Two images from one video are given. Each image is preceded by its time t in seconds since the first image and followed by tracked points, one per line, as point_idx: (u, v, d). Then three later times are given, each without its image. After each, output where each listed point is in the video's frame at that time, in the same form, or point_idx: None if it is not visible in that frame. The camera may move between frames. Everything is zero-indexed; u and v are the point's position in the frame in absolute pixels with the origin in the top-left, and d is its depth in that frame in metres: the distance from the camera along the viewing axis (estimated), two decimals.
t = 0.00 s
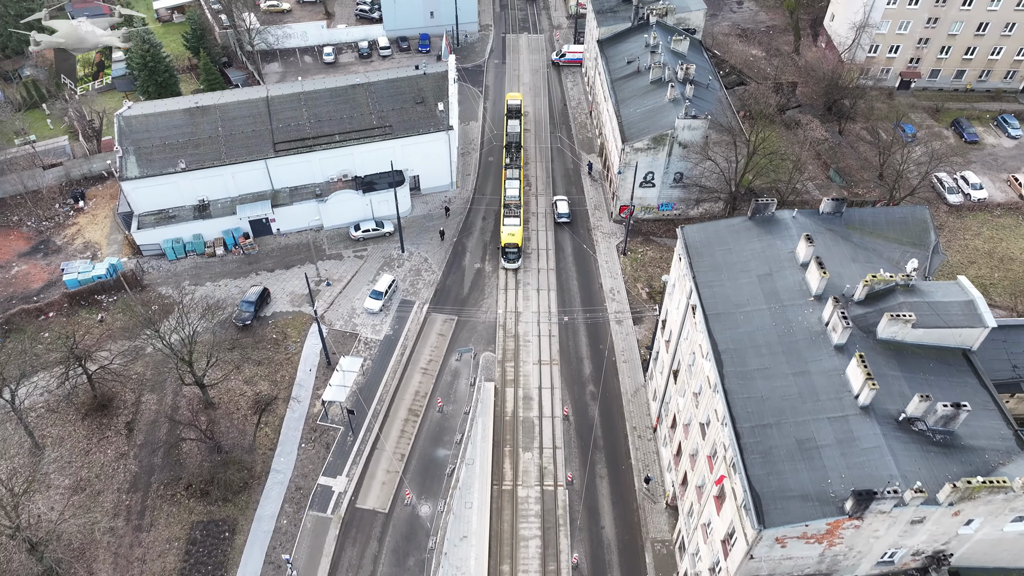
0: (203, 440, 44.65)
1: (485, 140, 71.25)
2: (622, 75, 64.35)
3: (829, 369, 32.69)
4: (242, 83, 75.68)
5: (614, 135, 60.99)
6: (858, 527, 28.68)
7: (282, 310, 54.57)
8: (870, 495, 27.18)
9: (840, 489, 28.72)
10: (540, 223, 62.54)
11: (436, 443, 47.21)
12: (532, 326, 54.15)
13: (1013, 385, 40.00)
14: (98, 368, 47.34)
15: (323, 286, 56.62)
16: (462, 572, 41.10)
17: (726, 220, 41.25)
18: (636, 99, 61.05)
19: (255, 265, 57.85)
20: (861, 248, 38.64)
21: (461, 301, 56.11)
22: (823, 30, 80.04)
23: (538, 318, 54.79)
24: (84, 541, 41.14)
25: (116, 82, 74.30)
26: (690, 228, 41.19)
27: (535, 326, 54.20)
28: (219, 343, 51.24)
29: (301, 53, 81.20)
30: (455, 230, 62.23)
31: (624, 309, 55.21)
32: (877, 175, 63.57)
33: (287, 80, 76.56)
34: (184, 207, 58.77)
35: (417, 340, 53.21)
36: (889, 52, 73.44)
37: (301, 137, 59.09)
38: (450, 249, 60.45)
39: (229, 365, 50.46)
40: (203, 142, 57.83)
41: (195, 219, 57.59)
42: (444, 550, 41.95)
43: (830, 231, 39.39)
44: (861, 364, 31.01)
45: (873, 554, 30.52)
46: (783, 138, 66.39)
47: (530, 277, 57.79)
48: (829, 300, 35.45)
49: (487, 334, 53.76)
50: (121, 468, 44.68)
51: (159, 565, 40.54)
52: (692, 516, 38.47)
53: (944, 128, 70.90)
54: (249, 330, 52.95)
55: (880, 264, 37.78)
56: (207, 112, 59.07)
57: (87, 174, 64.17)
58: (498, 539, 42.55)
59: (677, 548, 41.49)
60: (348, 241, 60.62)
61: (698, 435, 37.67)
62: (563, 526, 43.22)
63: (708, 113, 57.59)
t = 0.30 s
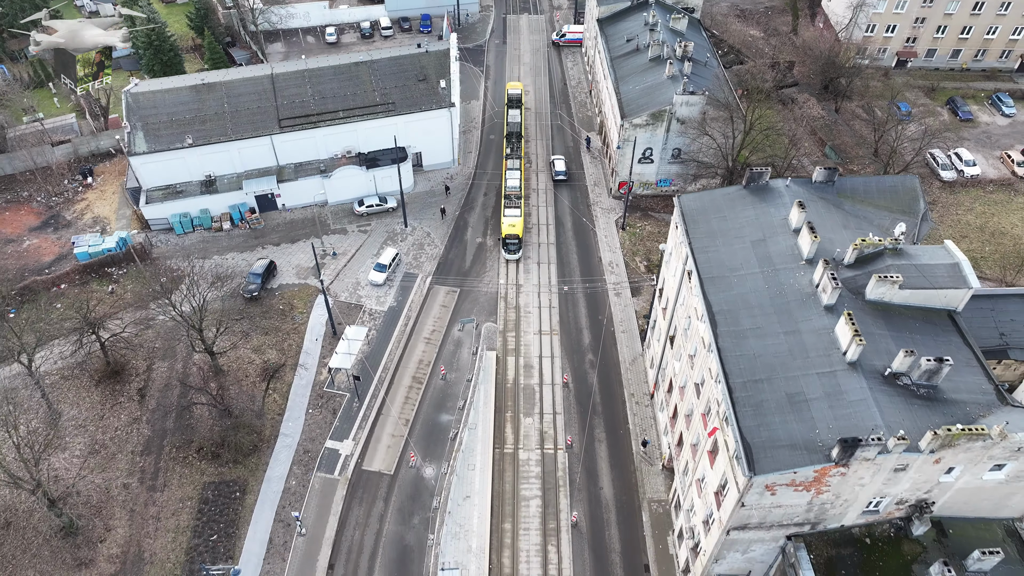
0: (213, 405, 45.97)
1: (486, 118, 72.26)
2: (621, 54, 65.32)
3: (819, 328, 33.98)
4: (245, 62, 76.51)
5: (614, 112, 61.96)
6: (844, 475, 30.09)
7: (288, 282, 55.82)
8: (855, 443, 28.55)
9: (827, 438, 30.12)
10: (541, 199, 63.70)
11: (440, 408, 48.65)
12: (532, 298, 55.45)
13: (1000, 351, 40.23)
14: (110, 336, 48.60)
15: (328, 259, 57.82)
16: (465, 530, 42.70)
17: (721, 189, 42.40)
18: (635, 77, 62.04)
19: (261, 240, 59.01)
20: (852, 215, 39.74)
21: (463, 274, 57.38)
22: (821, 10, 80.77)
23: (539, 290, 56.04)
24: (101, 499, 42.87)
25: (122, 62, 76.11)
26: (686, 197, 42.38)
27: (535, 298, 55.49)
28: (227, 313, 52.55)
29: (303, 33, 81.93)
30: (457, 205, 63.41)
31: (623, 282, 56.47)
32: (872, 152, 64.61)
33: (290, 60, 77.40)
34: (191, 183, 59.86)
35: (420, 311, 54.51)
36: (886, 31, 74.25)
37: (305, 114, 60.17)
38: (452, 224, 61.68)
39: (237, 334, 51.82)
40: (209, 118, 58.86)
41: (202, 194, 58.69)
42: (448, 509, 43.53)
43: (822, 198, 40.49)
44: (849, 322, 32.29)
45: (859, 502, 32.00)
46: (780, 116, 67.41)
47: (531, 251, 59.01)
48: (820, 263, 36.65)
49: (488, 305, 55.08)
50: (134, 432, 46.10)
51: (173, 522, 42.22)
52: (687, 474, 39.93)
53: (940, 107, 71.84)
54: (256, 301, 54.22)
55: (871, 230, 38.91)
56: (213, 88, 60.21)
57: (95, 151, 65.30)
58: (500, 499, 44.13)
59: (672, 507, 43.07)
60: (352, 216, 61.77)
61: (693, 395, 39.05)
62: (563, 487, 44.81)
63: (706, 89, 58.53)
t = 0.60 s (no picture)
0: (222, 370, 47.30)
1: (487, 96, 73.20)
2: (620, 31, 66.25)
3: (809, 288, 35.23)
4: (249, 41, 77.36)
5: (613, 88, 62.91)
6: (832, 425, 31.45)
7: (293, 254, 57.05)
8: (841, 393, 29.88)
9: (815, 390, 31.48)
10: (541, 175, 64.82)
11: (442, 375, 50.04)
12: (533, 270, 56.69)
13: (987, 319, 41.03)
14: (121, 304, 49.84)
15: (332, 233, 58.98)
16: (467, 489, 44.20)
17: (717, 158, 43.51)
18: (633, 54, 62.99)
19: (267, 214, 60.17)
20: (844, 183, 40.90)
21: (465, 247, 58.61)
22: None
23: (539, 263, 57.28)
24: (116, 460, 44.38)
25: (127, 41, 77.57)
26: (682, 167, 43.51)
27: (535, 270, 56.75)
28: (235, 284, 53.81)
29: (305, 13, 82.70)
30: (458, 181, 64.54)
31: (621, 254, 57.71)
32: (867, 128, 65.65)
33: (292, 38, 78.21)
34: (197, 158, 60.90)
35: (423, 282, 55.79)
36: (883, 11, 75.09)
37: (309, 90, 61.18)
38: (454, 199, 62.83)
39: (244, 304, 53.10)
40: (214, 94, 59.81)
41: (208, 169, 59.77)
42: (451, 469, 45.01)
43: (815, 167, 41.64)
44: (838, 281, 33.49)
45: (846, 454, 33.41)
46: (777, 94, 68.42)
47: (531, 225, 60.15)
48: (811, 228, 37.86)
49: (489, 277, 56.37)
50: (145, 397, 47.45)
51: (185, 482, 43.70)
52: (682, 434, 41.35)
53: (935, 85, 72.82)
54: (263, 273, 55.50)
55: (861, 197, 40.08)
56: (218, 65, 60.99)
57: (102, 128, 66.43)
58: (502, 460, 45.62)
59: (668, 468, 44.57)
60: (356, 191, 62.89)
61: (688, 357, 40.40)
62: (562, 449, 46.29)
63: (704, 65, 59.48)
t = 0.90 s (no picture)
0: (231, 337, 48.62)
1: (488, 74, 74.14)
2: (620, 10, 67.21)
3: (800, 250, 36.47)
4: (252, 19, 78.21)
5: (612, 65, 63.83)
6: (820, 379, 32.73)
7: (299, 227, 58.27)
8: (829, 346, 31.13)
9: (804, 345, 32.80)
10: (541, 151, 65.90)
11: (445, 343, 51.44)
12: (533, 242, 57.92)
13: (976, 287, 41.80)
14: (131, 274, 51.06)
15: (336, 207, 60.13)
16: (470, 450, 45.67)
17: (713, 128, 44.62)
18: (632, 31, 63.92)
19: (272, 188, 61.34)
20: (836, 151, 42.00)
21: (466, 221, 59.84)
22: None
23: (539, 236, 58.48)
24: (129, 422, 45.81)
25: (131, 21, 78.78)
26: (679, 137, 44.62)
27: (536, 242, 57.99)
28: (242, 255, 55.10)
29: None
30: (459, 157, 65.63)
31: (620, 227, 58.93)
32: (862, 105, 66.65)
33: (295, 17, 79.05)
34: (203, 133, 61.90)
35: (426, 255, 57.08)
36: None
37: (313, 67, 62.19)
38: (455, 174, 63.99)
39: (251, 274, 54.40)
40: (220, 70, 60.78)
41: (214, 144, 60.80)
42: (453, 432, 46.51)
43: (808, 136, 42.74)
44: (827, 242, 34.68)
45: (834, 408, 34.77)
46: (774, 72, 69.40)
47: (531, 200, 61.31)
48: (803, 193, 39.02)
49: (491, 249, 57.70)
50: (156, 363, 48.79)
51: (196, 443, 45.16)
52: (677, 395, 42.74)
53: (931, 64, 73.70)
54: (269, 245, 56.77)
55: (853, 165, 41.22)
56: (223, 42, 61.80)
57: (108, 105, 67.61)
58: (503, 423, 47.09)
59: (664, 430, 46.03)
60: (359, 167, 63.99)
61: (683, 321, 41.71)
62: (561, 412, 47.75)
63: (701, 42, 60.37)
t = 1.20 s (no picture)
0: (239, 304, 49.89)
1: (489, 52, 75.10)
2: None
3: (792, 213, 37.64)
4: None
5: (611, 42, 64.62)
6: (809, 335, 33.97)
7: (303, 200, 59.46)
8: (817, 302, 32.36)
9: (795, 302, 34.09)
10: (541, 126, 66.91)
11: (447, 310, 52.77)
12: (533, 215, 59.09)
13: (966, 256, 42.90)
14: (141, 244, 52.24)
15: (340, 181, 61.21)
16: (472, 413, 47.08)
17: (709, 99, 45.66)
18: (631, 7, 64.75)
19: (277, 162, 62.44)
20: (829, 120, 43.00)
21: (468, 195, 61.01)
22: None
23: (539, 208, 59.62)
24: (141, 385, 47.18)
25: None
26: (676, 106, 45.66)
27: (536, 215, 59.18)
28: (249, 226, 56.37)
29: None
30: (461, 132, 66.67)
31: (618, 200, 60.08)
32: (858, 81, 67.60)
33: None
34: (208, 108, 62.87)
35: (428, 226, 58.33)
36: None
37: (316, 42, 63.09)
38: (457, 149, 65.08)
39: (258, 244, 55.65)
40: (224, 46, 61.72)
41: (219, 119, 61.78)
42: (456, 395, 47.93)
43: (802, 105, 43.76)
44: (818, 204, 35.79)
45: (823, 365, 36.03)
46: (771, 49, 70.31)
47: (532, 174, 62.40)
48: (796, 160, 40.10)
49: (492, 221, 58.96)
50: (166, 329, 50.08)
51: (206, 405, 46.56)
52: (673, 358, 44.07)
53: (926, 41, 74.54)
54: (275, 217, 58.00)
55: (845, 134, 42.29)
56: (228, 18, 63.01)
57: (115, 83, 68.83)
58: (504, 387, 48.50)
59: (660, 393, 47.43)
60: (362, 142, 65.03)
61: (679, 284, 42.97)
62: (561, 377, 49.15)
63: (700, 17, 61.20)
